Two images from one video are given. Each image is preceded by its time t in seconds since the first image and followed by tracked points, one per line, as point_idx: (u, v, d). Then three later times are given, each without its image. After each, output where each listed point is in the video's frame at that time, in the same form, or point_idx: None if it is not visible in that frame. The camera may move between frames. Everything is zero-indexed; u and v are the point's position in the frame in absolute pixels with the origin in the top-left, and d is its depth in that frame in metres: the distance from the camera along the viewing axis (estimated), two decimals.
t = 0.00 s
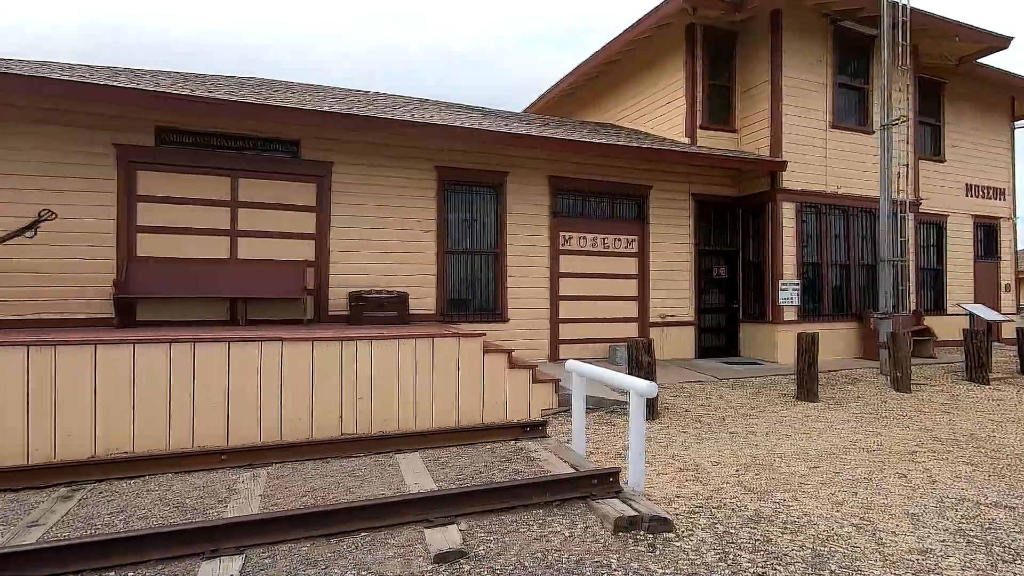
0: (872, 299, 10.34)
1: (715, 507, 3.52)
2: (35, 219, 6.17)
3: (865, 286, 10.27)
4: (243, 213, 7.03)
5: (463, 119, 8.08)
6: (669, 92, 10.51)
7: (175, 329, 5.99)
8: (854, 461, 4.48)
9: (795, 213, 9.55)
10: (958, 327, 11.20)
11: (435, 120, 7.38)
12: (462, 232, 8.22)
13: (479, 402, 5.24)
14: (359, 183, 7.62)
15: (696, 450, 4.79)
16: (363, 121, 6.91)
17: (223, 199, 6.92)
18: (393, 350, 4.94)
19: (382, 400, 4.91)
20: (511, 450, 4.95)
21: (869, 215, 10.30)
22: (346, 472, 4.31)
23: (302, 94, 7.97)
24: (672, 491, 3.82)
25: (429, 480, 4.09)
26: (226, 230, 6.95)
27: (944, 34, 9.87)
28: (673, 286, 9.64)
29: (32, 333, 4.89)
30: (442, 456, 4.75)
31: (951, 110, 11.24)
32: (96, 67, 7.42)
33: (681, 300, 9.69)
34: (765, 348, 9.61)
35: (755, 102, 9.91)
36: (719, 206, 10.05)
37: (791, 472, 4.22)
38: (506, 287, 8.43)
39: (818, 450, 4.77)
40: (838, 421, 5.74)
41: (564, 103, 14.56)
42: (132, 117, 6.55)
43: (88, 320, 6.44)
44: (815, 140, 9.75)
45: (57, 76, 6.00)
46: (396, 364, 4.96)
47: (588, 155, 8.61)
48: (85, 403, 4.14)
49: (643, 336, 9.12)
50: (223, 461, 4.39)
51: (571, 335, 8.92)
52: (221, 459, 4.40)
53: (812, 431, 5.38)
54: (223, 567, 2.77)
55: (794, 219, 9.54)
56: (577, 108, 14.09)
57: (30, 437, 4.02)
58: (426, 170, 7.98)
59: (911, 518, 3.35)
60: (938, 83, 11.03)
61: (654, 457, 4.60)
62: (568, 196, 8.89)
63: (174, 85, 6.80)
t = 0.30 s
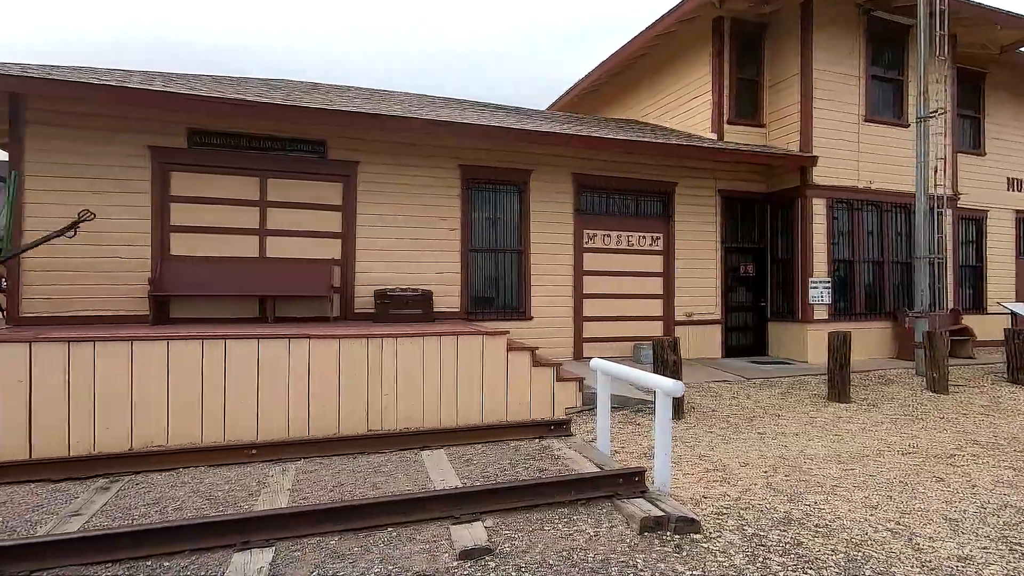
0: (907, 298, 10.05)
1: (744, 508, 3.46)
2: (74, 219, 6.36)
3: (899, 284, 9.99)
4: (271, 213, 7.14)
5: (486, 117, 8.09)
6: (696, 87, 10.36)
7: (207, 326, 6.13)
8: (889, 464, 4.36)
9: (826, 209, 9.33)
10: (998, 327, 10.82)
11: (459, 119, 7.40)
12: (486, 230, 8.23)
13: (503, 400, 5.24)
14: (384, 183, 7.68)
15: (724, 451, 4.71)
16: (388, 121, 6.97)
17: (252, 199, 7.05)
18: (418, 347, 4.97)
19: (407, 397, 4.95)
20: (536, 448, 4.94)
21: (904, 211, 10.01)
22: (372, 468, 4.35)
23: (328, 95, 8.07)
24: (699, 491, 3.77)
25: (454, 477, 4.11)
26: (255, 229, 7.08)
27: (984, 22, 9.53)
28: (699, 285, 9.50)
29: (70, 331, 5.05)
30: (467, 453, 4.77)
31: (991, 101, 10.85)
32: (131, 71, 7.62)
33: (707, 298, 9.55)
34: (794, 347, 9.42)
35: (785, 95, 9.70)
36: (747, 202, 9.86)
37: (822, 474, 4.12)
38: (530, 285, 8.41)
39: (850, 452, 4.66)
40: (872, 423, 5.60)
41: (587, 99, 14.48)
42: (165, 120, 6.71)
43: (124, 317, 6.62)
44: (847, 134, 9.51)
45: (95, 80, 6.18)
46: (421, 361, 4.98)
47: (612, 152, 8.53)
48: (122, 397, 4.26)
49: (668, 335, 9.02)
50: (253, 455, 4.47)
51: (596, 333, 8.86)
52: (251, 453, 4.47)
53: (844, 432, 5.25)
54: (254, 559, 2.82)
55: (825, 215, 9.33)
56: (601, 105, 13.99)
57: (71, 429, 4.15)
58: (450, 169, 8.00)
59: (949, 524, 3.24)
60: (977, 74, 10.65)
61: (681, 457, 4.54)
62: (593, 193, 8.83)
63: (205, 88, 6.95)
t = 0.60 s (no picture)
0: (943, 296, 9.75)
1: (773, 510, 3.40)
2: (111, 219, 6.53)
3: (935, 282, 9.69)
4: (298, 212, 7.25)
5: (510, 114, 8.08)
6: (722, 82, 10.19)
7: (237, 323, 6.25)
8: (924, 467, 4.23)
9: (858, 205, 9.11)
10: None
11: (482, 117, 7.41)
12: (510, 228, 8.23)
13: (526, 397, 5.23)
14: (409, 181, 7.73)
15: (751, 451, 4.64)
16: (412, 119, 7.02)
17: (280, 198, 7.16)
18: (442, 344, 4.99)
19: (431, 393, 4.98)
20: (560, 446, 4.93)
21: (941, 206, 9.70)
22: (397, 464, 4.39)
23: (354, 94, 8.14)
24: (726, 492, 3.71)
25: (478, 473, 4.12)
26: (283, 228, 7.20)
27: None
28: (726, 283, 9.35)
29: (107, 327, 5.19)
30: (490, 450, 4.78)
31: None
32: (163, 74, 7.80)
33: (734, 297, 9.40)
34: (824, 347, 9.23)
35: (815, 89, 9.49)
36: (775, 199, 9.67)
37: (854, 476, 4.02)
38: (553, 284, 8.39)
39: (883, 454, 4.54)
40: (906, 425, 5.44)
41: (611, 96, 14.36)
42: (195, 121, 6.86)
43: (157, 314, 6.79)
44: (879, 127, 9.27)
45: (130, 83, 6.33)
46: (444, 359, 5.00)
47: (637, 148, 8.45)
48: (156, 392, 4.37)
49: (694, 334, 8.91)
50: (281, 450, 4.56)
51: (619, 331, 8.80)
52: (280, 447, 4.57)
53: (877, 434, 5.12)
54: (283, 551, 2.87)
55: (856, 212, 9.11)
56: (625, 101, 13.87)
57: (108, 423, 4.28)
58: (473, 167, 8.02)
59: (989, 530, 3.13)
60: (1019, 63, 10.27)
61: (707, 457, 4.48)
62: (617, 190, 8.76)
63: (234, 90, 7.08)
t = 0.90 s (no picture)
0: (971, 297, 9.52)
1: (795, 513, 3.35)
2: (136, 218, 6.66)
3: (963, 282, 9.46)
4: (318, 211, 7.32)
5: (528, 113, 8.07)
6: (743, 78, 10.06)
7: (259, 321, 6.34)
8: (951, 471, 4.14)
9: (882, 203, 8.93)
10: None
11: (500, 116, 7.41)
12: (527, 227, 8.22)
13: (544, 396, 5.22)
14: (427, 180, 7.76)
15: (772, 453, 4.58)
16: (430, 119, 7.04)
17: (300, 197, 7.24)
18: (460, 343, 5.01)
19: (449, 392, 4.99)
20: (577, 446, 4.91)
21: (969, 204, 9.47)
22: (416, 461, 4.41)
23: (372, 94, 8.20)
24: (747, 494, 3.67)
25: (496, 472, 4.13)
26: (303, 227, 7.28)
27: None
28: (746, 282, 9.24)
29: (133, 324, 5.30)
30: (508, 449, 4.78)
31: None
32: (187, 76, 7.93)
33: (754, 296, 9.28)
34: (847, 347, 9.07)
35: (839, 84, 9.32)
36: (797, 197, 9.52)
37: (878, 480, 3.95)
38: (571, 283, 8.36)
39: (909, 457, 4.44)
40: (932, 428, 5.33)
41: (630, 93, 14.27)
42: (218, 122, 6.97)
43: (180, 311, 6.91)
44: (906, 124, 9.07)
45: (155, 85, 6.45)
46: (462, 357, 5.02)
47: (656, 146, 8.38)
48: (180, 388, 4.46)
49: (713, 333, 8.81)
50: (303, 446, 4.62)
51: (637, 331, 8.74)
52: (301, 443, 4.61)
53: (902, 437, 5.02)
54: (304, 546, 2.90)
55: (881, 210, 8.93)
56: (644, 99, 13.77)
57: (134, 418, 4.37)
58: (491, 166, 8.03)
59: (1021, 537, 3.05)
60: None
61: (727, 458, 4.43)
62: (636, 188, 8.69)
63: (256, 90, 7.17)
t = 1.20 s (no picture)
0: (997, 297, 9.31)
1: (815, 516, 3.30)
2: (157, 218, 6.76)
3: (988, 281, 9.26)
4: (335, 210, 7.38)
5: (543, 112, 8.06)
6: (761, 75, 9.94)
7: (277, 319, 6.42)
8: (977, 475, 4.05)
9: (905, 201, 8.77)
10: None
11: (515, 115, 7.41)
12: (543, 226, 8.21)
13: (559, 396, 5.21)
14: (443, 180, 7.79)
15: (790, 455, 4.52)
16: (446, 118, 7.06)
17: (317, 197, 7.30)
18: (475, 342, 5.02)
19: (465, 391, 5.01)
20: (593, 445, 4.89)
21: (995, 202, 9.26)
22: (431, 459, 4.43)
23: (388, 94, 8.24)
24: (765, 496, 3.63)
25: (511, 471, 4.13)
26: (320, 226, 7.34)
27: None
28: (764, 281, 9.13)
29: (154, 323, 5.39)
30: (522, 448, 4.81)
31: None
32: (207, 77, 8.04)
33: (772, 296, 9.17)
34: (867, 348, 8.93)
35: (860, 81, 9.17)
36: (817, 195, 9.38)
37: (901, 483, 3.88)
38: (586, 282, 8.34)
39: (932, 461, 4.36)
40: (957, 431, 5.22)
41: (646, 91, 14.20)
42: (238, 122, 7.06)
43: (200, 310, 7.02)
44: (929, 120, 8.90)
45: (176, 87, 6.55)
46: (477, 357, 5.03)
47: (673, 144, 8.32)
48: (200, 386, 4.52)
49: (730, 333, 8.73)
50: (319, 442, 4.70)
51: (653, 330, 8.69)
52: (317, 440, 4.69)
53: (925, 440, 4.92)
54: (322, 542, 2.92)
55: (903, 208, 8.77)
56: (660, 96, 13.69)
57: (156, 414, 4.46)
58: (506, 165, 8.03)
59: None
60: None
61: (744, 459, 4.39)
62: (652, 187, 8.64)
63: (274, 91, 7.25)
